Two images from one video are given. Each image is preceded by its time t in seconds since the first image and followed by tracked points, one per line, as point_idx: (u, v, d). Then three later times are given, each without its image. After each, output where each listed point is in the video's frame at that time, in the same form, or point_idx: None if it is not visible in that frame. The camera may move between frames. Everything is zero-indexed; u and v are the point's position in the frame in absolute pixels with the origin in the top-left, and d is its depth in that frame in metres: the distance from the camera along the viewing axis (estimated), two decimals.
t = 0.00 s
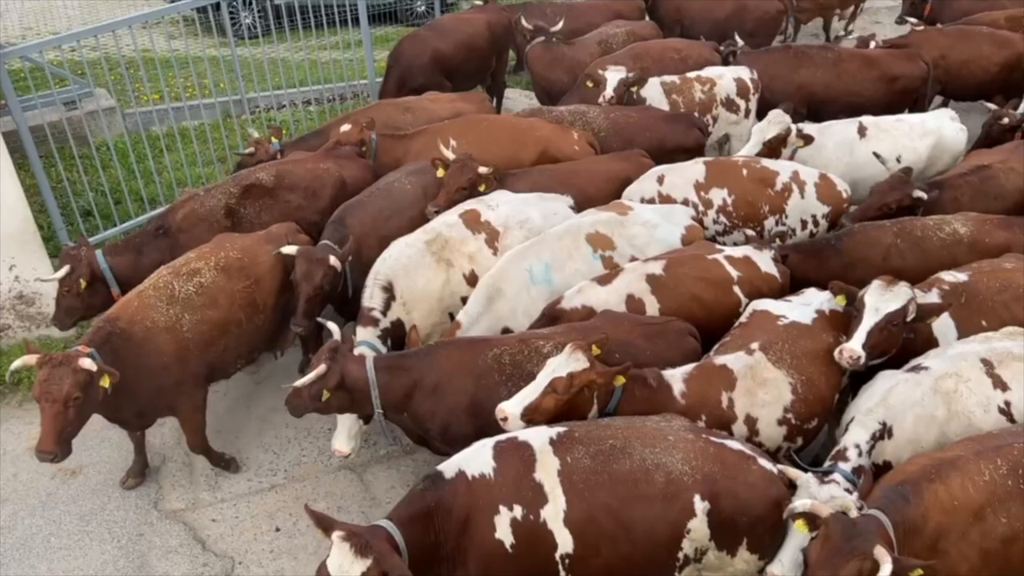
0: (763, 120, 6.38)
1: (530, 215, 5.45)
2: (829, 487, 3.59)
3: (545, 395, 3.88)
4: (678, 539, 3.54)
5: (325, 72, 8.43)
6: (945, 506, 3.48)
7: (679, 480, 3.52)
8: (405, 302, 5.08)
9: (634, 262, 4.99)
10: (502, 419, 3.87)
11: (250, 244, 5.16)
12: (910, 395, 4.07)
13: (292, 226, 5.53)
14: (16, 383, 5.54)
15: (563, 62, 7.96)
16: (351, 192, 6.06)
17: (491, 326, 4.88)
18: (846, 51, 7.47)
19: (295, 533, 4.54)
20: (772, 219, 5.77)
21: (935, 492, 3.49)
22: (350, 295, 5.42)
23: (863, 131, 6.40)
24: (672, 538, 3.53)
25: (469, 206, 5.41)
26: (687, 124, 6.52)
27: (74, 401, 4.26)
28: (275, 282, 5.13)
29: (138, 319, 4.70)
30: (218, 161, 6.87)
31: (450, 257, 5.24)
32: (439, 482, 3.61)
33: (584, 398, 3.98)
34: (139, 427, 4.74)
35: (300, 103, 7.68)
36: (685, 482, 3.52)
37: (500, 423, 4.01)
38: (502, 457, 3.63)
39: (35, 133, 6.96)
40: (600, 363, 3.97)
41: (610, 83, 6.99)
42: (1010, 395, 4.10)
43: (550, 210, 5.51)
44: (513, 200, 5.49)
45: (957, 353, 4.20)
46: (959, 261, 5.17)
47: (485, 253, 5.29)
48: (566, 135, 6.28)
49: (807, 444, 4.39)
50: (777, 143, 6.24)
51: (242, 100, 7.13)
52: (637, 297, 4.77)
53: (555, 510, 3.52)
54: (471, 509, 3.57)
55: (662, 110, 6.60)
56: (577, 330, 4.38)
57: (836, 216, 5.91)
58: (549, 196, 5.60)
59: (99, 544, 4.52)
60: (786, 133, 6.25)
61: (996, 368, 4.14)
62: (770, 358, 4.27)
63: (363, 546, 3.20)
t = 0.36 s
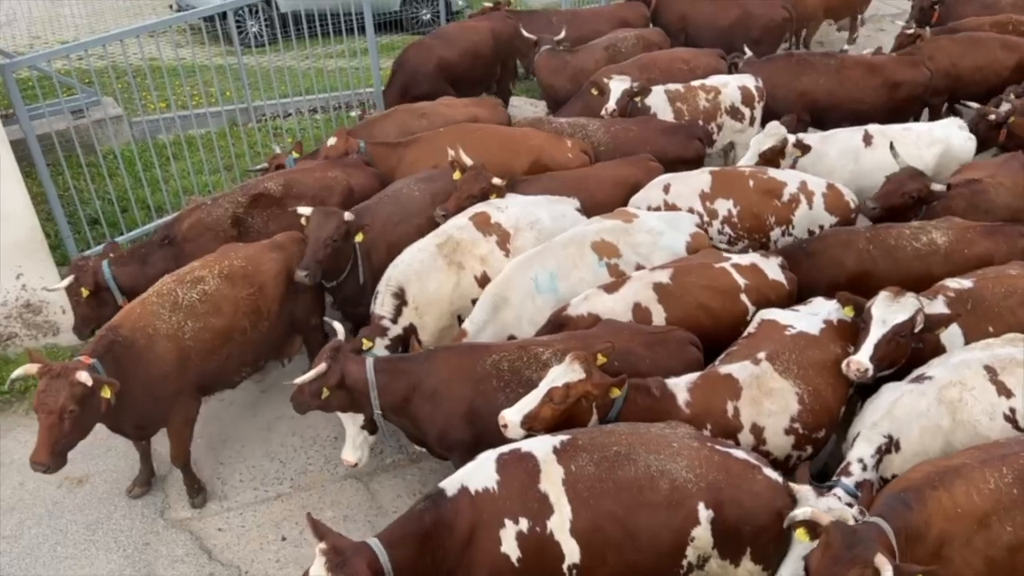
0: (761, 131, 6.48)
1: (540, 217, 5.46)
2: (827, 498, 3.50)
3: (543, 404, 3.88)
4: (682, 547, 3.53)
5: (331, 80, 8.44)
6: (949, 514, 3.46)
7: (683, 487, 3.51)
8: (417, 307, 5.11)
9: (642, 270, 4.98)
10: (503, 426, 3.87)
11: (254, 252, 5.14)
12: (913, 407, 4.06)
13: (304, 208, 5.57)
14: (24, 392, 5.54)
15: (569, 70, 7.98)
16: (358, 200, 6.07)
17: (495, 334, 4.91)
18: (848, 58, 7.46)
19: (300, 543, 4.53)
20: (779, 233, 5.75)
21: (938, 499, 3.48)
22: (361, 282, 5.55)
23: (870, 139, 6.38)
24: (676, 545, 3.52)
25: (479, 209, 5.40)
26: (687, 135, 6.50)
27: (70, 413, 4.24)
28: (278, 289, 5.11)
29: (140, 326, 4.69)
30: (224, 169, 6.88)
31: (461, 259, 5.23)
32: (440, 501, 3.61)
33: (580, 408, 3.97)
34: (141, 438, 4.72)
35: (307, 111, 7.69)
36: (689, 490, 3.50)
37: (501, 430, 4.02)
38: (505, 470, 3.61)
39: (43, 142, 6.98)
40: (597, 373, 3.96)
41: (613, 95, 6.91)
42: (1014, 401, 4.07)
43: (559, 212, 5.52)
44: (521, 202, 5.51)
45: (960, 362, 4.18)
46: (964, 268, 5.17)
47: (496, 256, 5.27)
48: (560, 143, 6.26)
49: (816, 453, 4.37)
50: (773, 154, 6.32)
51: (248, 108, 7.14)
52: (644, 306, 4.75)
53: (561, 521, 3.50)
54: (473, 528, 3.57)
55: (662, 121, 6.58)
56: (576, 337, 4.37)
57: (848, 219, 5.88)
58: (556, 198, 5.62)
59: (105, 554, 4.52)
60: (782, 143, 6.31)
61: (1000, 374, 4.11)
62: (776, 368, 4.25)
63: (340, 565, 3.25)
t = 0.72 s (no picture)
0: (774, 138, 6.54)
1: (552, 220, 5.46)
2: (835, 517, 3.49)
3: (547, 415, 3.87)
4: (691, 556, 3.51)
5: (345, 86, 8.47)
6: (960, 528, 3.43)
7: (693, 496, 3.49)
8: (432, 313, 5.11)
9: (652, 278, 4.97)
10: (508, 438, 3.88)
11: (264, 256, 5.17)
12: (922, 421, 4.01)
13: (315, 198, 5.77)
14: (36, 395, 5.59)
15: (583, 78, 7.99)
16: (369, 204, 6.08)
17: (502, 340, 4.90)
18: (863, 67, 7.43)
19: (309, 548, 4.54)
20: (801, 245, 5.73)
21: (949, 513, 3.44)
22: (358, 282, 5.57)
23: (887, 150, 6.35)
24: (685, 554, 3.50)
25: (491, 213, 5.39)
26: (695, 144, 6.50)
27: (61, 413, 4.27)
28: (289, 290, 5.13)
29: (151, 331, 4.72)
30: (238, 174, 6.92)
31: (475, 264, 5.24)
32: (446, 507, 3.60)
33: (587, 418, 3.95)
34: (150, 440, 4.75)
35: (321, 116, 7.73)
36: (699, 498, 3.49)
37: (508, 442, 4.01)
38: (514, 480, 3.60)
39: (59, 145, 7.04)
40: (601, 382, 3.94)
41: (626, 104, 7.00)
42: None
43: (570, 216, 5.52)
44: (534, 206, 5.50)
45: (969, 374, 4.13)
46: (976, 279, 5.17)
47: (509, 259, 5.30)
48: (559, 150, 6.31)
49: (823, 464, 4.35)
50: (777, 160, 6.35)
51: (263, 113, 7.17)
52: (651, 314, 4.74)
53: (571, 529, 3.50)
54: (481, 539, 3.55)
55: (670, 130, 6.57)
56: (580, 345, 4.37)
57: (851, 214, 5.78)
58: (568, 202, 5.61)
59: (115, 556, 4.54)
60: (785, 151, 6.34)
61: (1009, 388, 4.09)
62: (784, 375, 4.25)
63: (338, 564, 3.29)
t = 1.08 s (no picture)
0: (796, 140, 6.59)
1: (566, 225, 5.47)
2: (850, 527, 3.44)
3: (558, 420, 3.86)
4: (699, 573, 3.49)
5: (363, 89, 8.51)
6: (977, 543, 3.40)
7: (702, 514, 3.47)
8: (446, 316, 5.11)
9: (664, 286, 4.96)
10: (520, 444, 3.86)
11: (279, 257, 5.19)
12: (935, 431, 3.99)
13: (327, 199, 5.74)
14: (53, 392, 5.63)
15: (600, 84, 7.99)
16: (384, 207, 6.10)
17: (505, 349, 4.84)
18: (882, 76, 7.40)
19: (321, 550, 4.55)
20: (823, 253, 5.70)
21: (967, 528, 3.41)
22: (359, 288, 5.50)
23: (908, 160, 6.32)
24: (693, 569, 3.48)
25: (505, 217, 5.41)
26: (713, 150, 6.48)
27: (62, 413, 4.31)
28: (305, 289, 5.15)
29: (165, 332, 4.75)
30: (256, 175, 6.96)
31: (489, 267, 5.25)
32: (444, 514, 3.66)
33: (597, 425, 3.93)
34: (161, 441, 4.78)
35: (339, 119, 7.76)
36: (709, 516, 3.47)
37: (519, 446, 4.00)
38: (518, 489, 3.62)
39: (80, 144, 7.10)
40: (612, 388, 3.95)
41: (641, 108, 6.95)
42: None
43: (585, 221, 5.53)
44: (548, 210, 5.51)
45: (986, 386, 4.11)
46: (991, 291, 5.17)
47: (523, 261, 5.31)
48: (571, 155, 6.30)
49: (833, 473, 4.33)
50: (791, 161, 6.41)
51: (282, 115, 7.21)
52: (664, 322, 4.73)
53: (577, 543, 3.49)
54: (479, 546, 3.56)
55: (688, 135, 6.56)
56: (586, 349, 4.37)
57: (900, 218, 5.60)
58: (583, 206, 5.62)
59: (129, 553, 4.57)
60: (801, 152, 6.39)
61: None
62: (793, 384, 4.23)
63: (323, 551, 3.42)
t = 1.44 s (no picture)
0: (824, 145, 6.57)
1: (582, 227, 5.45)
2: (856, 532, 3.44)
3: (575, 432, 3.83)
4: None
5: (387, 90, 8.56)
6: (997, 559, 3.35)
7: (704, 534, 3.43)
8: (461, 317, 5.13)
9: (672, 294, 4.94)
10: (537, 450, 3.85)
11: (296, 259, 5.23)
12: (954, 447, 3.94)
13: (336, 199, 5.80)
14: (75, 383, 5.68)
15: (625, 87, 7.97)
16: (405, 207, 6.10)
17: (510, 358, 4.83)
18: (911, 83, 7.32)
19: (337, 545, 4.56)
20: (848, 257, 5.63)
21: (987, 543, 3.36)
22: (362, 291, 5.48)
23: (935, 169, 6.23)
24: None
25: (522, 218, 5.40)
26: (736, 151, 6.43)
27: (53, 408, 4.44)
28: (321, 293, 5.18)
29: (177, 330, 4.80)
30: (280, 173, 7.00)
31: (508, 269, 5.24)
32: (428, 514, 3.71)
33: (615, 438, 3.89)
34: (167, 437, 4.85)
35: (364, 118, 7.80)
36: (711, 537, 3.43)
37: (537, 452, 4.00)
38: (513, 497, 3.62)
39: (108, 140, 7.17)
40: (632, 403, 3.89)
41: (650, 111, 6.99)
42: None
43: (601, 223, 5.49)
44: (565, 211, 5.49)
45: (1013, 403, 4.03)
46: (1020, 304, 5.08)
47: (541, 263, 5.30)
48: (592, 158, 6.27)
49: (852, 484, 4.31)
50: (811, 164, 6.42)
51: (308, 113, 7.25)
52: (674, 331, 4.71)
53: (568, 557, 3.46)
54: (467, 552, 3.57)
55: (711, 136, 6.53)
56: (598, 354, 4.34)
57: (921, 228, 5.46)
58: (598, 208, 5.58)
59: (148, 545, 4.62)
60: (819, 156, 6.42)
61: None
62: (812, 395, 4.20)
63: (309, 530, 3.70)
